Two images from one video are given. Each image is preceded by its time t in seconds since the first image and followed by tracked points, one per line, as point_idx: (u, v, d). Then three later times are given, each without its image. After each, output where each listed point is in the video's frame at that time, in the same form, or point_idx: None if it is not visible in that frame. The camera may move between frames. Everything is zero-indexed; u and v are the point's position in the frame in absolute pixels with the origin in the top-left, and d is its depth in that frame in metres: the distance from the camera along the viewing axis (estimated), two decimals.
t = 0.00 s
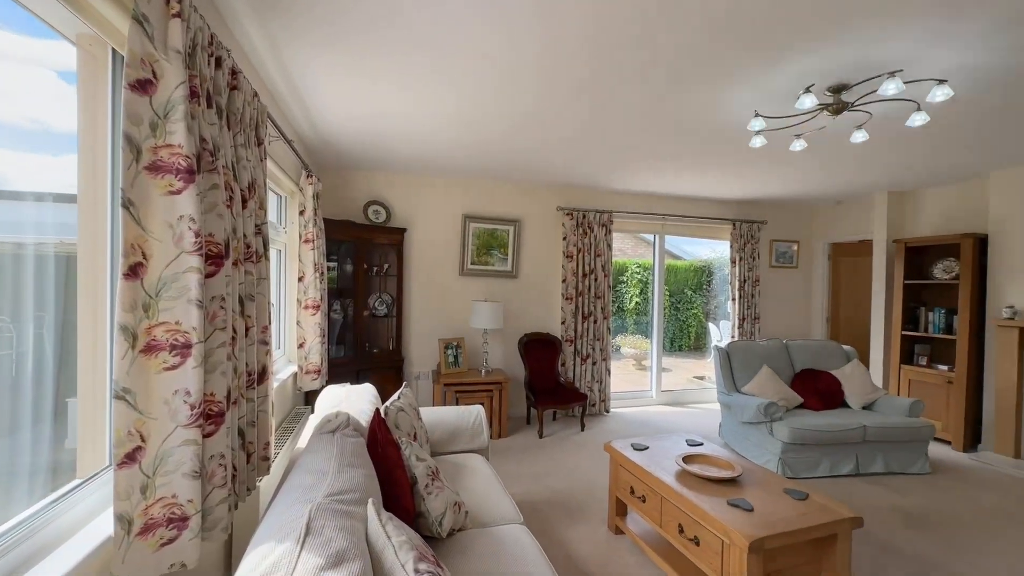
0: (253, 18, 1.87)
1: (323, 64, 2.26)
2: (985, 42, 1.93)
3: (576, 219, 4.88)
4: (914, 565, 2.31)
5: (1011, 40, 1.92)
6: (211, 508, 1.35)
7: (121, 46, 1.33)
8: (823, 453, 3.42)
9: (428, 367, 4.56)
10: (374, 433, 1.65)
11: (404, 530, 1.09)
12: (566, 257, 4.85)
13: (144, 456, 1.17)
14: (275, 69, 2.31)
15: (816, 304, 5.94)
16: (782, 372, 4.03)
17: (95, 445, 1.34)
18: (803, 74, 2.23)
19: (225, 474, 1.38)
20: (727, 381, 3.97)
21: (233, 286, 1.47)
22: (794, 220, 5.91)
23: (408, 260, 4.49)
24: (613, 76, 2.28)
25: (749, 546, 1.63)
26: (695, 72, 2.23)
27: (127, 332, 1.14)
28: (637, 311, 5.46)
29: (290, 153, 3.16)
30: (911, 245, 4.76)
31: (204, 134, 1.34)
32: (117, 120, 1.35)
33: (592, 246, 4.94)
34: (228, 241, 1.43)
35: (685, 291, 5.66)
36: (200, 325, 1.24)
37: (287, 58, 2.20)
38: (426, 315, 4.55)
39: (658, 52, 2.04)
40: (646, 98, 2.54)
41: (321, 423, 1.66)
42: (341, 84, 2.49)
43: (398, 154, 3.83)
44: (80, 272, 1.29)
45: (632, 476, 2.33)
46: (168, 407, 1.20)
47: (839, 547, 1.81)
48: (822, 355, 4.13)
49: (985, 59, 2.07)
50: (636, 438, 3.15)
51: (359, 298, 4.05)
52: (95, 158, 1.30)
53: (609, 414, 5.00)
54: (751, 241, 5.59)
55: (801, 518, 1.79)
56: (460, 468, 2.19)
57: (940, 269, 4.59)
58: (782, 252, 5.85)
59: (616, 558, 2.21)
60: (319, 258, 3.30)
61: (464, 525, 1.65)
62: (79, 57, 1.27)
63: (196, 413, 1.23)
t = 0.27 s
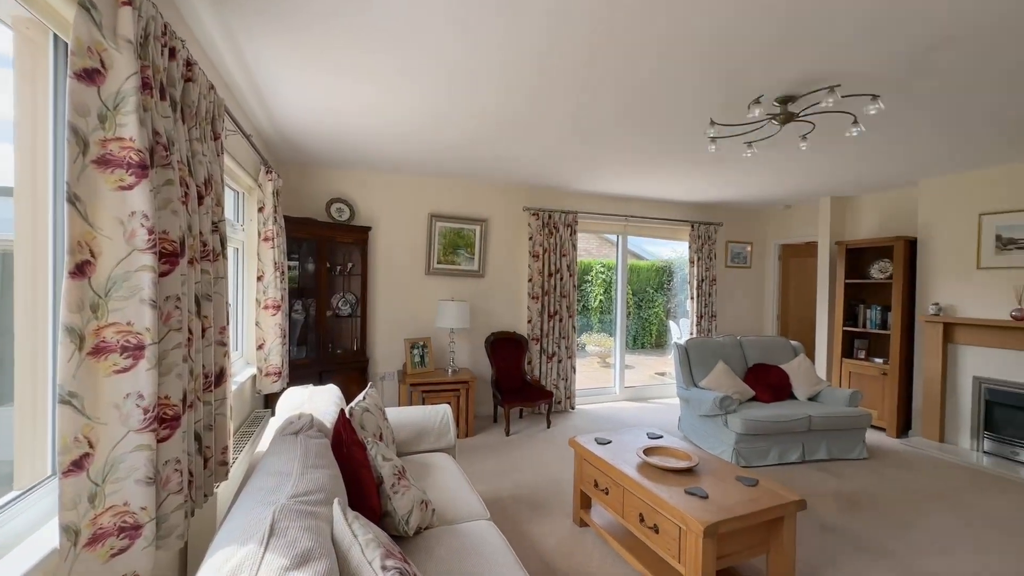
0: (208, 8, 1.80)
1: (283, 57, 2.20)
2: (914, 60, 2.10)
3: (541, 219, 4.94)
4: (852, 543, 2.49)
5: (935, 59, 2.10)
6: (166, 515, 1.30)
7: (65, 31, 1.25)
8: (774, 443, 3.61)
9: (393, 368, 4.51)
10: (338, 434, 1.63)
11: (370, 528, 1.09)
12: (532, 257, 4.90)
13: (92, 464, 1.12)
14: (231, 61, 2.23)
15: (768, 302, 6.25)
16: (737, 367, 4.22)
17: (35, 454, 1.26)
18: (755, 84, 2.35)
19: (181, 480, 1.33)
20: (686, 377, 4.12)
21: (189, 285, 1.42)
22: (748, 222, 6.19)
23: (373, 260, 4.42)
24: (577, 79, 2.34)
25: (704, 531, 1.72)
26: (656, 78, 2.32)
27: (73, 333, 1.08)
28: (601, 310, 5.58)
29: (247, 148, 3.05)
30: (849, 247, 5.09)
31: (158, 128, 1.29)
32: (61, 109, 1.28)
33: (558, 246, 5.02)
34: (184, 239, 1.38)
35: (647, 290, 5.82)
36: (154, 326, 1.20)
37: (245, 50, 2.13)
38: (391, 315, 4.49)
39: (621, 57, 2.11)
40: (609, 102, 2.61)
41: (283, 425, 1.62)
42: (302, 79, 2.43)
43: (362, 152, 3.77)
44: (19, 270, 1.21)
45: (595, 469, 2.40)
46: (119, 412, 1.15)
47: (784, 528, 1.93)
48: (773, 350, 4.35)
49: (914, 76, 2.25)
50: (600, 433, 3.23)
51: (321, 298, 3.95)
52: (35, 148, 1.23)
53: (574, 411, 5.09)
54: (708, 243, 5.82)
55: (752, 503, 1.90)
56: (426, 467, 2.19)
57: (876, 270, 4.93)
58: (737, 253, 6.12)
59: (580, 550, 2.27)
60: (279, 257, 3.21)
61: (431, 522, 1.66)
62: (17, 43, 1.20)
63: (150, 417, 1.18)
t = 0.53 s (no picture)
0: None
1: (241, 48, 2.12)
2: (855, 74, 2.24)
3: (509, 219, 4.96)
4: (802, 527, 2.63)
5: (876, 74, 2.23)
6: (115, 524, 1.24)
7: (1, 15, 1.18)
8: (732, 436, 3.76)
9: (359, 369, 4.42)
10: (301, 436, 1.61)
11: (334, 529, 1.08)
12: (500, 256, 4.92)
13: (31, 472, 1.06)
14: (185, 50, 2.13)
15: (726, 301, 6.49)
16: (697, 364, 4.36)
17: None
18: (714, 90, 2.44)
19: (131, 487, 1.27)
20: (650, 374, 4.23)
21: (140, 284, 1.36)
22: (708, 224, 6.41)
23: (338, 259, 4.32)
24: (543, 79, 2.36)
25: (663, 519, 1.78)
26: (619, 82, 2.37)
27: (10, 334, 1.02)
28: (569, 308, 5.65)
29: (202, 141, 2.93)
30: (800, 248, 5.36)
31: (105, 120, 1.23)
32: None
33: (525, 245, 5.05)
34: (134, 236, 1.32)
35: (613, 289, 5.94)
36: (101, 326, 1.14)
37: (200, 39, 2.04)
38: (357, 315, 4.41)
39: (585, 60, 2.14)
40: (574, 103, 2.65)
41: (243, 428, 1.58)
42: (261, 71, 2.35)
43: (325, 148, 3.68)
44: None
45: (561, 464, 2.44)
46: (63, 417, 1.09)
47: (739, 515, 2.02)
48: (732, 347, 4.52)
49: (855, 89, 2.40)
50: (567, 430, 3.28)
51: (283, 297, 3.84)
52: None
53: (542, 408, 5.14)
54: (670, 243, 5.99)
55: (708, 492, 1.98)
56: (393, 467, 2.17)
57: (824, 270, 5.20)
58: (698, 254, 6.32)
59: (547, 545, 2.30)
60: (238, 255, 3.10)
61: (397, 521, 1.65)
62: None
63: (97, 422, 1.13)
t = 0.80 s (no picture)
0: None
1: (200, 38, 2.05)
2: (808, 83, 2.34)
3: (480, 218, 4.96)
4: (760, 515, 2.74)
5: (828, 83, 2.35)
6: (62, 535, 1.18)
7: None
8: (697, 430, 3.88)
9: (326, 370, 4.34)
10: (264, 438, 1.57)
11: (298, 531, 1.06)
12: (471, 255, 4.91)
13: None
14: (139, 38, 2.04)
15: (692, 300, 6.67)
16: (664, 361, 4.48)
17: None
18: (678, 95, 2.51)
19: (80, 495, 1.21)
20: (618, 371, 4.31)
21: (89, 283, 1.30)
22: (674, 224, 6.58)
23: (304, 257, 4.22)
24: (512, 79, 2.37)
25: (628, 511, 1.82)
26: (587, 84, 2.40)
27: None
28: (540, 307, 5.70)
29: (159, 134, 2.81)
30: (760, 248, 5.56)
31: (50, 110, 1.16)
32: None
33: (496, 244, 5.06)
34: (82, 233, 1.26)
35: (583, 288, 6.02)
36: (46, 327, 1.09)
37: (155, 27, 1.96)
38: (324, 315, 4.32)
39: (554, 61, 2.17)
40: (543, 104, 2.67)
41: (202, 431, 1.53)
42: (221, 62, 2.28)
43: (291, 144, 3.59)
44: None
45: (531, 461, 2.46)
46: (3, 423, 1.03)
47: (700, 505, 2.09)
48: (697, 344, 4.66)
49: (809, 97, 2.51)
50: (537, 427, 3.31)
51: (246, 296, 3.73)
52: None
53: (513, 407, 5.16)
54: (638, 243, 6.12)
55: (671, 484, 2.04)
56: (360, 468, 2.14)
57: (782, 270, 5.43)
58: (665, 253, 6.48)
59: (516, 541, 2.32)
60: (197, 253, 2.99)
61: (365, 522, 1.64)
62: None
63: (43, 427, 1.07)
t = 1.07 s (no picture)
0: None
1: (157, 25, 1.96)
2: (768, 89, 2.43)
3: (454, 217, 4.94)
4: (723, 505, 2.83)
5: (787, 90, 2.44)
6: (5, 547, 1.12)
7: None
8: (665, 425, 3.97)
9: (294, 371, 4.23)
10: (226, 441, 1.54)
11: (263, 535, 1.05)
12: (444, 254, 4.89)
13: None
14: (90, 23, 1.94)
15: (662, 298, 6.82)
16: (634, 358, 4.56)
17: None
18: (646, 98, 2.56)
19: (25, 505, 1.15)
20: (590, 369, 4.37)
21: (35, 282, 1.24)
22: (645, 225, 6.71)
23: (271, 255, 4.11)
24: (482, 78, 2.37)
25: (597, 505, 1.86)
26: (557, 85, 2.43)
27: None
28: (513, 306, 5.71)
29: (113, 126, 2.69)
30: (726, 249, 5.73)
31: None
32: None
33: (469, 244, 5.05)
34: (27, 228, 1.20)
35: (557, 288, 6.08)
36: None
37: (107, 11, 1.86)
38: (292, 315, 4.21)
39: (525, 60, 2.18)
40: (515, 104, 2.68)
41: (160, 435, 1.48)
42: (183, 53, 2.20)
43: (256, 139, 3.49)
44: None
45: (502, 458, 2.47)
46: None
47: (666, 497, 2.15)
48: (666, 341, 4.76)
49: (770, 103, 2.60)
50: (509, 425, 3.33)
51: (208, 296, 3.61)
52: None
53: (486, 406, 5.16)
54: (610, 243, 6.21)
55: (639, 478, 2.08)
56: (328, 470, 2.11)
57: (746, 270, 5.61)
58: (636, 253, 6.60)
59: (487, 539, 2.32)
60: (155, 251, 2.88)
61: (333, 524, 1.62)
62: None
63: None
